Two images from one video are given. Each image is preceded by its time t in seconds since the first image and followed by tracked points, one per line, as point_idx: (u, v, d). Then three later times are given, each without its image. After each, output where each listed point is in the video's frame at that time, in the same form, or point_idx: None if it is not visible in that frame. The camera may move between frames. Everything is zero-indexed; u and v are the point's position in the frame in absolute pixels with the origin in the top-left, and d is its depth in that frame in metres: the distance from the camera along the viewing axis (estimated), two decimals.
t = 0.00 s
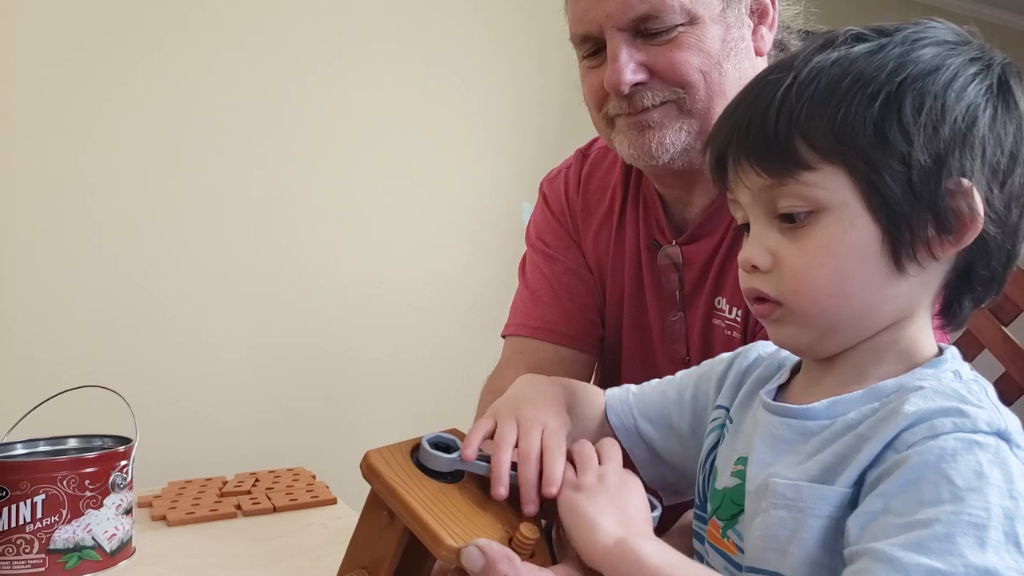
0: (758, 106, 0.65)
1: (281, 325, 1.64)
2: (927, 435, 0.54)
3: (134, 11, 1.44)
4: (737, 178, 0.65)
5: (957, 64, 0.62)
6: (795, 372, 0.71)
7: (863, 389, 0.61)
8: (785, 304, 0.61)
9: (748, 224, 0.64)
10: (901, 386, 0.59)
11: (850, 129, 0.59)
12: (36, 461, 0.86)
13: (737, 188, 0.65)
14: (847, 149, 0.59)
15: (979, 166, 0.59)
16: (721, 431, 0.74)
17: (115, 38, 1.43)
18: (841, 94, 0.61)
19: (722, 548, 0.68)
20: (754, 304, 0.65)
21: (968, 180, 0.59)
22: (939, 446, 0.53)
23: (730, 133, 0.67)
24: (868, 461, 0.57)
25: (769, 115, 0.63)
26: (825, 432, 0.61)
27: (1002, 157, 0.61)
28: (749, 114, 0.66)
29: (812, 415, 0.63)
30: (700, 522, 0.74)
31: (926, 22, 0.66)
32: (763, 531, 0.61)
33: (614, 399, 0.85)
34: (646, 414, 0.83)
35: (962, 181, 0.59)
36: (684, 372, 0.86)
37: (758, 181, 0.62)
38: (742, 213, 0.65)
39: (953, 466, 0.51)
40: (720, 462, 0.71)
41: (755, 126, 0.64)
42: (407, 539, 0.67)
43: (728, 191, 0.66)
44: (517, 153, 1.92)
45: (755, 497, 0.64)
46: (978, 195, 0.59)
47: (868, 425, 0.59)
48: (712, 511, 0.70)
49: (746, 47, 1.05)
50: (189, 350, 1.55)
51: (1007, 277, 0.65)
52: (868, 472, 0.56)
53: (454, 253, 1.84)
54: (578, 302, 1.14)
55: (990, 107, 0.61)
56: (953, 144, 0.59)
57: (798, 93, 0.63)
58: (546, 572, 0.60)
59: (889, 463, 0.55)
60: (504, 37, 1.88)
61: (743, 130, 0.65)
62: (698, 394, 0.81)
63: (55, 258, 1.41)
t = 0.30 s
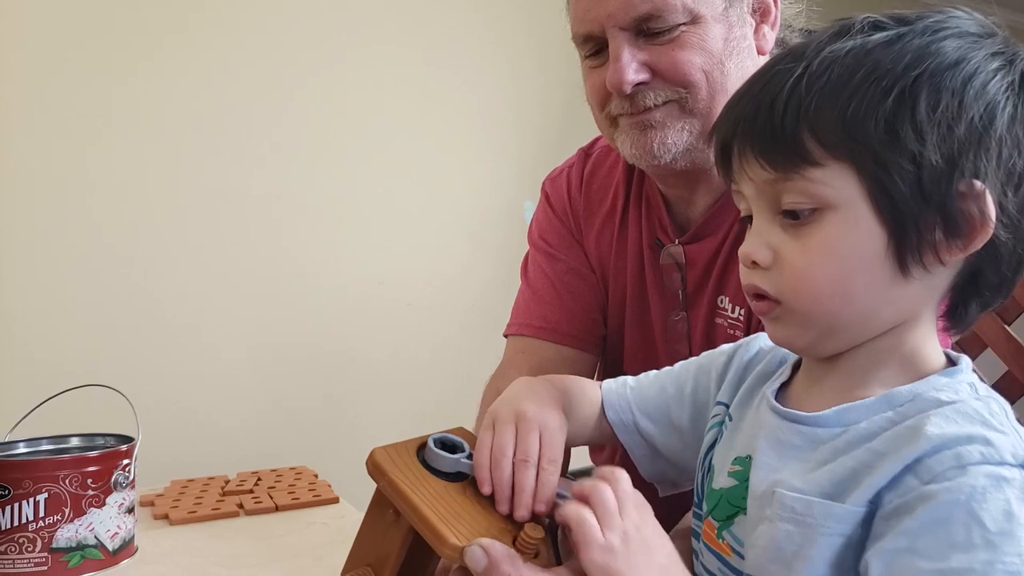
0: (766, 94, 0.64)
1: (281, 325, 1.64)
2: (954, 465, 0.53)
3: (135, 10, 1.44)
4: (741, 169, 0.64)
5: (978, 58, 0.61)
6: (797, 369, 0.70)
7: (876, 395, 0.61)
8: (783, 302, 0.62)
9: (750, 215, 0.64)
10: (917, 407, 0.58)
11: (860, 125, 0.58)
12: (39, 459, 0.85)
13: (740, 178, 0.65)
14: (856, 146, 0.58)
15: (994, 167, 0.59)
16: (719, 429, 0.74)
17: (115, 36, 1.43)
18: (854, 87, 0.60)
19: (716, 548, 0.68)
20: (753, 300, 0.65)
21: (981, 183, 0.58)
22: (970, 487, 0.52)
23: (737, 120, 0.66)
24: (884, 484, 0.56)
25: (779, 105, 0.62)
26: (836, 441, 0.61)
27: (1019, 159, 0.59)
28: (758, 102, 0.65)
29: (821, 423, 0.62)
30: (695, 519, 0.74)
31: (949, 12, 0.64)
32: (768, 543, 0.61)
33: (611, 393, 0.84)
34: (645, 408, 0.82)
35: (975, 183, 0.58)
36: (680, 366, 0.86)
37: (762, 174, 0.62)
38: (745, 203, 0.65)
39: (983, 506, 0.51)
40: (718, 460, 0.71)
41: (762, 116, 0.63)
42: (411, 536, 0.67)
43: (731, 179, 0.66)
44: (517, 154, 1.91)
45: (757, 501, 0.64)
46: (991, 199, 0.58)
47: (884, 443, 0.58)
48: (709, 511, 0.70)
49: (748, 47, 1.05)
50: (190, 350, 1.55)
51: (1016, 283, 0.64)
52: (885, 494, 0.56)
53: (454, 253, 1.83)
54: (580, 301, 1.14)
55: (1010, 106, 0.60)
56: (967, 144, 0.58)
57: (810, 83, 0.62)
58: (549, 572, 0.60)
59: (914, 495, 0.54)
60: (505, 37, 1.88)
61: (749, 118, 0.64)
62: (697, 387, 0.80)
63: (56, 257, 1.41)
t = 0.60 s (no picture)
0: (766, 97, 0.63)
1: (281, 325, 1.63)
2: (1004, 495, 0.52)
3: (134, 10, 1.44)
4: (743, 176, 0.64)
5: (987, 53, 0.60)
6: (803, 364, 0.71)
7: (902, 399, 0.61)
8: (791, 312, 0.62)
9: (754, 221, 0.64)
10: (962, 424, 0.57)
11: (864, 130, 0.58)
12: (40, 457, 0.85)
13: (743, 185, 0.64)
14: (861, 153, 0.58)
15: (1006, 168, 0.58)
16: (720, 426, 0.74)
17: (114, 36, 1.43)
18: (858, 91, 0.59)
19: (721, 551, 0.68)
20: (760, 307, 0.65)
21: (991, 185, 0.57)
22: (1021, 526, 0.51)
23: (737, 121, 0.65)
24: (922, 505, 0.56)
25: (779, 108, 0.62)
26: (860, 447, 0.61)
27: None
28: (757, 104, 0.64)
29: (845, 427, 0.62)
30: (697, 520, 0.74)
31: (957, 2, 0.63)
32: (794, 555, 0.61)
33: (608, 393, 0.84)
34: (643, 407, 0.82)
35: (985, 186, 0.57)
36: (680, 364, 0.86)
37: (764, 182, 0.62)
38: (749, 209, 0.65)
39: None
40: (721, 458, 0.71)
41: (763, 120, 0.62)
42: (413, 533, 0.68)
43: (732, 183, 0.66)
44: (517, 154, 1.91)
45: (772, 506, 0.63)
46: (1003, 201, 0.57)
47: (923, 460, 0.57)
48: (711, 512, 0.70)
49: (750, 44, 1.05)
50: (190, 350, 1.55)
51: None
52: (924, 516, 0.56)
53: (455, 253, 1.83)
54: (581, 298, 1.14)
55: (1021, 102, 0.59)
56: (976, 146, 0.57)
57: (812, 85, 0.61)
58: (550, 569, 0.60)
59: (961, 527, 0.53)
60: (506, 36, 1.87)
61: (749, 121, 0.64)
62: (698, 386, 0.81)
63: (57, 256, 1.41)
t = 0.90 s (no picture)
0: (774, 96, 0.63)
1: (281, 325, 1.63)
2: (1012, 504, 0.53)
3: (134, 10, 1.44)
4: (750, 175, 0.63)
5: (996, 52, 0.60)
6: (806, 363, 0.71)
7: (909, 401, 0.61)
8: (799, 313, 0.62)
9: (761, 222, 0.63)
10: (970, 428, 0.57)
11: (875, 131, 0.58)
12: (40, 457, 0.85)
13: (750, 184, 0.64)
14: (872, 153, 0.57)
15: (1017, 167, 0.58)
16: (722, 423, 0.74)
17: (114, 36, 1.42)
18: (869, 91, 0.59)
19: (723, 550, 0.68)
20: (768, 308, 0.64)
21: (1003, 184, 0.58)
22: None
23: (744, 120, 0.64)
24: (931, 512, 0.56)
25: (789, 109, 0.61)
26: (867, 449, 0.61)
27: None
28: (764, 105, 0.63)
29: (850, 429, 0.62)
30: (699, 519, 0.74)
31: None
32: (797, 556, 0.61)
33: (609, 391, 0.84)
34: (648, 405, 0.82)
35: (997, 185, 0.58)
36: (681, 362, 0.86)
37: (771, 182, 0.61)
38: (756, 209, 0.64)
39: None
40: (723, 457, 0.71)
41: (771, 119, 0.62)
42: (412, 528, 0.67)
43: (739, 183, 0.65)
44: (517, 153, 1.91)
45: (777, 506, 0.63)
46: (1014, 201, 0.58)
47: (930, 464, 0.57)
48: (714, 511, 0.70)
49: (750, 43, 1.05)
50: (190, 350, 1.55)
51: None
52: (932, 522, 0.56)
53: (455, 252, 1.83)
54: (581, 296, 1.14)
55: None
56: (988, 146, 0.58)
57: (821, 85, 0.61)
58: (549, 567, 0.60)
59: (969, 534, 0.53)
60: (506, 36, 1.87)
61: (756, 121, 0.63)
62: (701, 386, 0.81)
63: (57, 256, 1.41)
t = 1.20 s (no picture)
0: (787, 100, 0.63)
1: (282, 325, 1.63)
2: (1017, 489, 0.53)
3: (133, 10, 1.44)
4: (766, 179, 0.63)
5: (1008, 50, 0.60)
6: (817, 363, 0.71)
7: (921, 396, 0.61)
8: (820, 317, 0.62)
9: (777, 228, 0.63)
10: (981, 419, 0.57)
11: (893, 132, 0.58)
12: (39, 456, 0.85)
13: (766, 189, 0.64)
14: (890, 155, 0.57)
15: None
16: (731, 421, 0.75)
17: (113, 36, 1.42)
18: (884, 92, 0.59)
19: (736, 547, 0.68)
20: (784, 311, 0.64)
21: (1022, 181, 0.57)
22: None
23: (756, 124, 0.64)
24: (937, 496, 0.56)
25: (803, 112, 0.61)
26: (879, 442, 0.61)
27: None
28: (777, 109, 0.63)
29: (862, 422, 0.62)
30: (707, 516, 0.74)
31: None
32: (807, 548, 0.61)
33: (613, 388, 0.84)
34: (651, 403, 0.82)
35: (1016, 182, 0.57)
36: (687, 360, 0.86)
37: (788, 187, 0.61)
38: (772, 214, 0.64)
39: None
40: (734, 454, 0.71)
41: (786, 123, 0.62)
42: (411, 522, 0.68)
43: (754, 188, 0.65)
44: (517, 154, 1.91)
45: (789, 501, 0.63)
46: None
47: (939, 452, 0.58)
48: (726, 507, 0.70)
49: (751, 41, 1.05)
50: (189, 350, 1.54)
51: None
52: (937, 506, 0.56)
53: (455, 252, 1.83)
54: (580, 295, 1.14)
55: None
56: (1006, 142, 0.57)
57: (836, 88, 0.60)
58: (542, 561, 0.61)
59: (970, 516, 0.54)
60: (505, 36, 1.87)
61: (769, 126, 0.63)
62: (711, 383, 0.81)
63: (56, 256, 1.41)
